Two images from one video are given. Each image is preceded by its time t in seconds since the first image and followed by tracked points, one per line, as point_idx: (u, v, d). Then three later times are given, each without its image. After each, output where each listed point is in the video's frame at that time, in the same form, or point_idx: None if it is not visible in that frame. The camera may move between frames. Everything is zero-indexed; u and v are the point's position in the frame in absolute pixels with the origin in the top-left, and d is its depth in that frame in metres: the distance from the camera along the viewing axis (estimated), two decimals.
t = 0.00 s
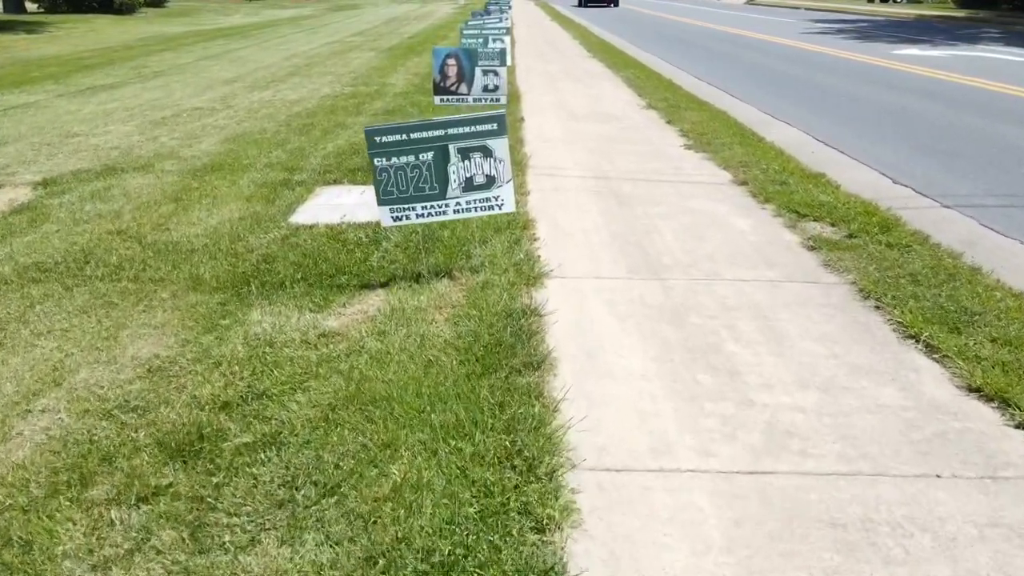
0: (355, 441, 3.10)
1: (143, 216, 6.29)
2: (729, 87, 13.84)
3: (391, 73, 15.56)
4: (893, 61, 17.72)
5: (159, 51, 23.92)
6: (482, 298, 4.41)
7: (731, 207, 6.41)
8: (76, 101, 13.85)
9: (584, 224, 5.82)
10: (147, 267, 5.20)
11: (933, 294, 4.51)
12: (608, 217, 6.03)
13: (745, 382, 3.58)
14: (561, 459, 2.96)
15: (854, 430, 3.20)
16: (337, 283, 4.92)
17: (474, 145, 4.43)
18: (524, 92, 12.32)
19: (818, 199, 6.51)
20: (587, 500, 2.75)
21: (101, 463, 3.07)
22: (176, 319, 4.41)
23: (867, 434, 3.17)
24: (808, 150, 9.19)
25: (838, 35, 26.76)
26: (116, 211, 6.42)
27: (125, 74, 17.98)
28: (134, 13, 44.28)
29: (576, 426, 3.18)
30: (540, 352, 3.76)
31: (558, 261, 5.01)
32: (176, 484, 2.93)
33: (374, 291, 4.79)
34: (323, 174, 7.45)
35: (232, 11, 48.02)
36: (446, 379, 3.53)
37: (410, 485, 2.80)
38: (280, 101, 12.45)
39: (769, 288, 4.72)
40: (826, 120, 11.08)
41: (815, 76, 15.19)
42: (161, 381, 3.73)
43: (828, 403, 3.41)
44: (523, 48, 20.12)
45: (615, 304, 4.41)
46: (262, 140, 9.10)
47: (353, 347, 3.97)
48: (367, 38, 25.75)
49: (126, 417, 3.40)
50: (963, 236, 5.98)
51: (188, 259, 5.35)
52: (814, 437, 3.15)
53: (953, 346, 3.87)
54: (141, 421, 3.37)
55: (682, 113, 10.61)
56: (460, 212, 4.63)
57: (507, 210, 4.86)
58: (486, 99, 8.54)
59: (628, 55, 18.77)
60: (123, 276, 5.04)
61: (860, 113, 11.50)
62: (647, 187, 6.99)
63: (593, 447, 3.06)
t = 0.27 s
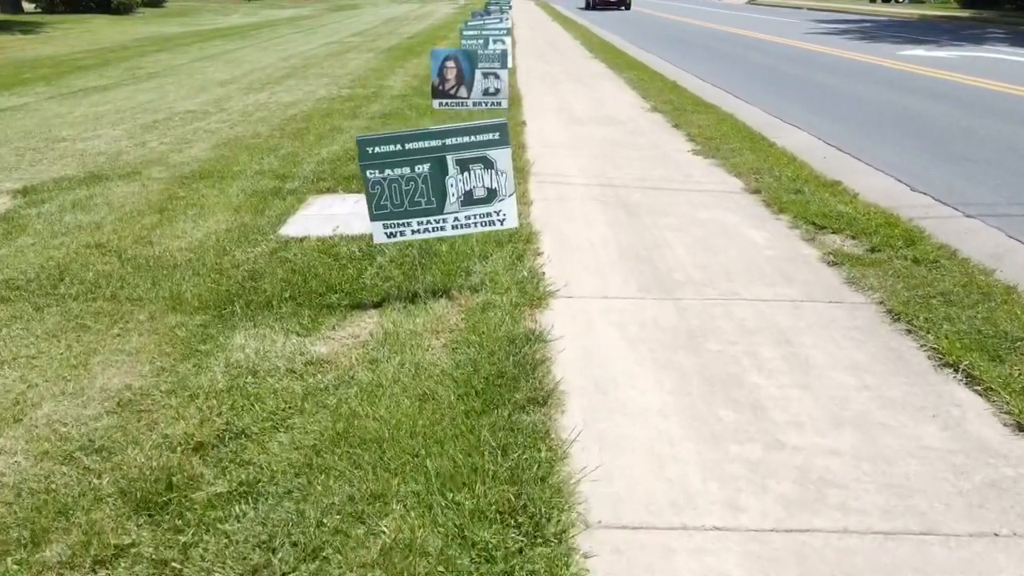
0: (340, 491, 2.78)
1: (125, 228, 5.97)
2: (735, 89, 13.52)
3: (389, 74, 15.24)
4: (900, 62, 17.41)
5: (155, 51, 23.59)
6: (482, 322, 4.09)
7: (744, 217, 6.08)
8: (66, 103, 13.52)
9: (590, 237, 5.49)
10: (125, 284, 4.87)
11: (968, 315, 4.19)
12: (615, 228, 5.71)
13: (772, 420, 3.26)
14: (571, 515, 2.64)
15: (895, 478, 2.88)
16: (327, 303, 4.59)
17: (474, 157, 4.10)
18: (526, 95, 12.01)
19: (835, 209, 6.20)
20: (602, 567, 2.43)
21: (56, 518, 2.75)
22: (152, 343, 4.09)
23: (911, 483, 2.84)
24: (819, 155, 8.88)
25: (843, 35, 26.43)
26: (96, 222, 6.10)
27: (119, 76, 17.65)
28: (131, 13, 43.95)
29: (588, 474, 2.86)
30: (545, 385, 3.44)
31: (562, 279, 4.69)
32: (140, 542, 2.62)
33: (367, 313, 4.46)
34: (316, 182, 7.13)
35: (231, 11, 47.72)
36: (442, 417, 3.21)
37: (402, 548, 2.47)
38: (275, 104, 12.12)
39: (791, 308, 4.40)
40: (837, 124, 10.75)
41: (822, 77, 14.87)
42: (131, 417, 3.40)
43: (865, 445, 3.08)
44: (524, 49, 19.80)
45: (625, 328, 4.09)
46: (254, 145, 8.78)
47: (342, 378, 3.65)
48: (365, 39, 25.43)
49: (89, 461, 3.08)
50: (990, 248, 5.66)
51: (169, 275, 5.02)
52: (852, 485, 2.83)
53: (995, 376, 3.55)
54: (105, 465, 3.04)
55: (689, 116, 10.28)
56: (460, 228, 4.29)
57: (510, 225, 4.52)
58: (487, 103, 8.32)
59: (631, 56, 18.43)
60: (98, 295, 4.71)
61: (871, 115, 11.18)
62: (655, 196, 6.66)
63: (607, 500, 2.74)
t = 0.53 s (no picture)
0: (320, 558, 2.45)
1: (104, 241, 5.63)
2: (742, 92, 13.19)
3: (388, 76, 14.91)
4: (909, 64, 17.08)
5: (151, 52, 23.26)
6: (482, 353, 3.75)
7: (760, 231, 5.75)
8: (56, 105, 13.19)
9: (597, 253, 5.16)
10: (99, 305, 4.54)
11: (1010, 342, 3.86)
12: (623, 243, 5.37)
13: (804, 469, 2.92)
14: None
15: (949, 541, 2.55)
16: (315, 328, 4.26)
17: (472, 170, 3.76)
18: (527, 99, 11.68)
19: (855, 221, 5.86)
20: None
21: None
22: (122, 374, 3.75)
23: (967, 547, 2.51)
24: (832, 161, 8.55)
25: (848, 36, 26.09)
26: (74, 235, 5.77)
27: (112, 77, 17.32)
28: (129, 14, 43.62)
29: (600, 539, 2.53)
30: (551, 427, 3.11)
31: (569, 302, 4.35)
32: None
33: (357, 338, 4.13)
34: (308, 191, 6.79)
35: (229, 12, 47.39)
36: (437, 466, 2.87)
37: None
38: (269, 107, 11.78)
39: (816, 335, 4.06)
40: (849, 128, 10.41)
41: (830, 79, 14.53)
42: (93, 463, 3.08)
43: (911, 498, 2.75)
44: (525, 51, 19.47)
45: (637, 359, 3.76)
46: (245, 152, 8.45)
47: (327, 417, 3.31)
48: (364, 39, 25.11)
49: (41, 518, 2.76)
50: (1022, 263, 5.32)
51: (147, 295, 4.69)
52: (901, 551, 2.50)
53: None
54: (58, 524, 2.72)
55: (696, 121, 9.94)
56: (458, 248, 3.96)
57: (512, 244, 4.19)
58: (488, 107, 7.95)
59: (634, 57, 18.10)
60: (69, 317, 4.38)
61: (883, 119, 10.85)
62: (665, 207, 6.32)
63: (622, 569, 2.41)
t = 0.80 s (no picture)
0: None
1: (78, 256, 5.29)
2: (748, 94, 12.85)
3: (385, 78, 14.57)
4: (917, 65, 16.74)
5: (145, 52, 22.90)
6: (481, 388, 3.42)
7: (777, 245, 5.41)
8: (43, 108, 12.83)
9: (604, 271, 4.82)
10: (67, 330, 4.20)
11: None
12: (632, 259, 5.04)
13: (845, 531, 2.58)
14: None
15: None
16: (300, 357, 3.92)
17: (471, 187, 3.42)
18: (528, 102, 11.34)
19: (878, 234, 5.52)
20: None
21: None
22: (85, 411, 3.42)
23: None
24: (846, 168, 8.21)
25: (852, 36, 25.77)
26: (48, 249, 5.42)
27: (103, 79, 16.96)
28: (126, 14, 43.25)
29: None
30: (559, 480, 2.78)
31: (576, 327, 4.02)
32: None
33: (346, 368, 3.79)
34: (299, 201, 6.45)
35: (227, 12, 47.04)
36: (431, 529, 2.55)
37: None
38: (263, 110, 11.43)
39: (846, 365, 3.72)
40: (861, 132, 10.07)
41: (838, 81, 14.20)
42: (43, 522, 2.74)
43: (970, 568, 2.41)
44: (526, 51, 19.14)
45: (652, 394, 3.42)
46: (235, 158, 8.10)
47: (308, 464, 2.98)
48: (362, 40, 24.76)
49: None
50: None
51: (119, 319, 4.34)
52: None
53: None
54: None
55: (704, 125, 9.60)
56: (454, 272, 3.62)
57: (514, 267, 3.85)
58: (486, 112, 7.65)
59: (637, 58, 17.75)
60: (33, 344, 4.04)
61: (896, 123, 10.51)
62: (675, 218, 5.99)
63: None
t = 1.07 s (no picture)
0: None
1: (50, 274, 4.96)
2: (756, 96, 12.51)
3: (383, 80, 14.24)
4: (927, 66, 16.39)
5: (141, 53, 22.55)
6: (479, 432, 3.08)
7: (797, 261, 5.06)
8: (32, 111, 12.50)
9: (613, 291, 4.48)
10: (28, 360, 3.86)
11: None
12: (643, 278, 4.70)
13: None
14: None
15: None
16: (281, 391, 3.58)
17: (469, 209, 3.09)
18: (530, 106, 11.01)
19: (904, 249, 5.18)
20: None
21: None
22: (39, 458, 3.09)
23: None
24: (861, 175, 7.87)
25: (858, 37, 25.44)
26: (18, 266, 5.08)
27: (96, 81, 16.61)
28: (124, 14, 42.89)
29: None
30: (568, 548, 2.45)
31: (583, 357, 3.68)
32: None
33: (331, 405, 3.45)
34: (288, 212, 6.11)
35: (226, 12, 46.73)
36: None
37: None
38: (256, 113, 11.09)
39: (884, 402, 3.37)
40: (875, 137, 9.72)
41: (847, 82, 13.86)
42: None
43: None
44: (527, 53, 18.81)
45: (669, 438, 3.08)
46: (224, 165, 7.76)
47: (284, 525, 2.64)
48: (361, 40, 24.42)
49: None
50: None
51: (86, 346, 4.00)
52: None
53: None
54: None
55: (712, 130, 9.25)
56: (451, 301, 3.28)
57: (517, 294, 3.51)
58: (486, 117, 7.30)
59: (640, 60, 17.40)
60: None
61: (910, 126, 10.17)
62: (686, 231, 5.64)
63: None
